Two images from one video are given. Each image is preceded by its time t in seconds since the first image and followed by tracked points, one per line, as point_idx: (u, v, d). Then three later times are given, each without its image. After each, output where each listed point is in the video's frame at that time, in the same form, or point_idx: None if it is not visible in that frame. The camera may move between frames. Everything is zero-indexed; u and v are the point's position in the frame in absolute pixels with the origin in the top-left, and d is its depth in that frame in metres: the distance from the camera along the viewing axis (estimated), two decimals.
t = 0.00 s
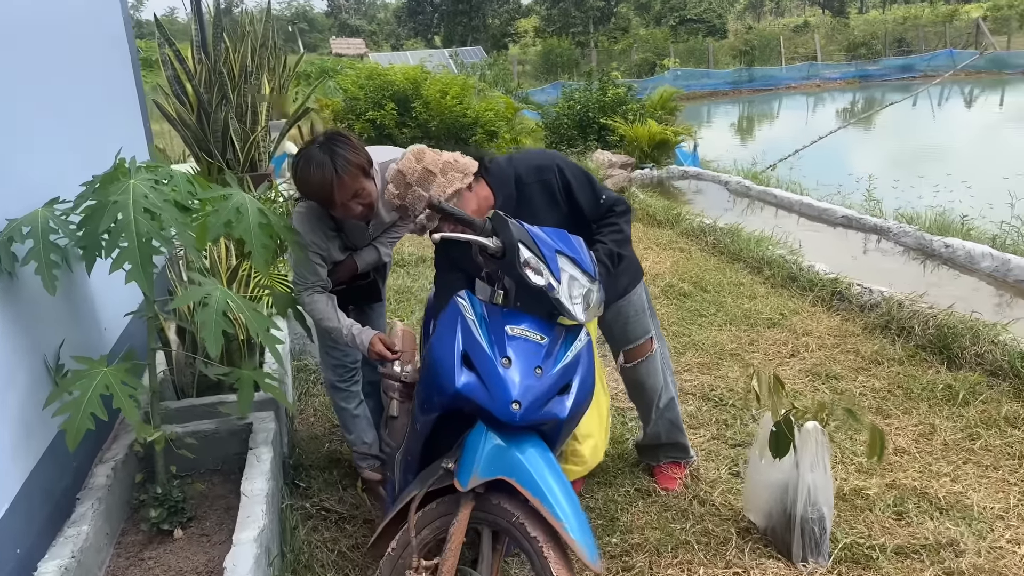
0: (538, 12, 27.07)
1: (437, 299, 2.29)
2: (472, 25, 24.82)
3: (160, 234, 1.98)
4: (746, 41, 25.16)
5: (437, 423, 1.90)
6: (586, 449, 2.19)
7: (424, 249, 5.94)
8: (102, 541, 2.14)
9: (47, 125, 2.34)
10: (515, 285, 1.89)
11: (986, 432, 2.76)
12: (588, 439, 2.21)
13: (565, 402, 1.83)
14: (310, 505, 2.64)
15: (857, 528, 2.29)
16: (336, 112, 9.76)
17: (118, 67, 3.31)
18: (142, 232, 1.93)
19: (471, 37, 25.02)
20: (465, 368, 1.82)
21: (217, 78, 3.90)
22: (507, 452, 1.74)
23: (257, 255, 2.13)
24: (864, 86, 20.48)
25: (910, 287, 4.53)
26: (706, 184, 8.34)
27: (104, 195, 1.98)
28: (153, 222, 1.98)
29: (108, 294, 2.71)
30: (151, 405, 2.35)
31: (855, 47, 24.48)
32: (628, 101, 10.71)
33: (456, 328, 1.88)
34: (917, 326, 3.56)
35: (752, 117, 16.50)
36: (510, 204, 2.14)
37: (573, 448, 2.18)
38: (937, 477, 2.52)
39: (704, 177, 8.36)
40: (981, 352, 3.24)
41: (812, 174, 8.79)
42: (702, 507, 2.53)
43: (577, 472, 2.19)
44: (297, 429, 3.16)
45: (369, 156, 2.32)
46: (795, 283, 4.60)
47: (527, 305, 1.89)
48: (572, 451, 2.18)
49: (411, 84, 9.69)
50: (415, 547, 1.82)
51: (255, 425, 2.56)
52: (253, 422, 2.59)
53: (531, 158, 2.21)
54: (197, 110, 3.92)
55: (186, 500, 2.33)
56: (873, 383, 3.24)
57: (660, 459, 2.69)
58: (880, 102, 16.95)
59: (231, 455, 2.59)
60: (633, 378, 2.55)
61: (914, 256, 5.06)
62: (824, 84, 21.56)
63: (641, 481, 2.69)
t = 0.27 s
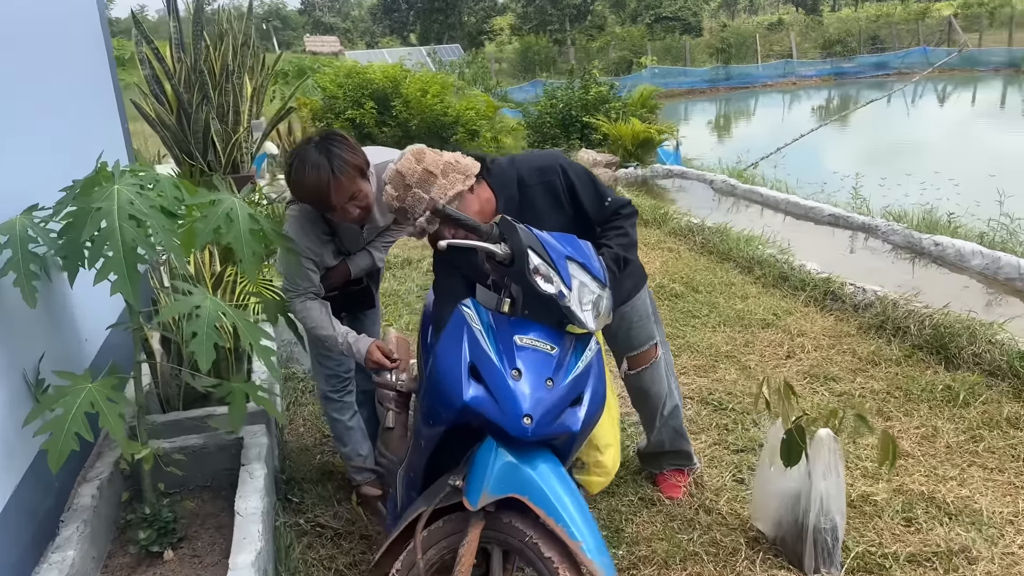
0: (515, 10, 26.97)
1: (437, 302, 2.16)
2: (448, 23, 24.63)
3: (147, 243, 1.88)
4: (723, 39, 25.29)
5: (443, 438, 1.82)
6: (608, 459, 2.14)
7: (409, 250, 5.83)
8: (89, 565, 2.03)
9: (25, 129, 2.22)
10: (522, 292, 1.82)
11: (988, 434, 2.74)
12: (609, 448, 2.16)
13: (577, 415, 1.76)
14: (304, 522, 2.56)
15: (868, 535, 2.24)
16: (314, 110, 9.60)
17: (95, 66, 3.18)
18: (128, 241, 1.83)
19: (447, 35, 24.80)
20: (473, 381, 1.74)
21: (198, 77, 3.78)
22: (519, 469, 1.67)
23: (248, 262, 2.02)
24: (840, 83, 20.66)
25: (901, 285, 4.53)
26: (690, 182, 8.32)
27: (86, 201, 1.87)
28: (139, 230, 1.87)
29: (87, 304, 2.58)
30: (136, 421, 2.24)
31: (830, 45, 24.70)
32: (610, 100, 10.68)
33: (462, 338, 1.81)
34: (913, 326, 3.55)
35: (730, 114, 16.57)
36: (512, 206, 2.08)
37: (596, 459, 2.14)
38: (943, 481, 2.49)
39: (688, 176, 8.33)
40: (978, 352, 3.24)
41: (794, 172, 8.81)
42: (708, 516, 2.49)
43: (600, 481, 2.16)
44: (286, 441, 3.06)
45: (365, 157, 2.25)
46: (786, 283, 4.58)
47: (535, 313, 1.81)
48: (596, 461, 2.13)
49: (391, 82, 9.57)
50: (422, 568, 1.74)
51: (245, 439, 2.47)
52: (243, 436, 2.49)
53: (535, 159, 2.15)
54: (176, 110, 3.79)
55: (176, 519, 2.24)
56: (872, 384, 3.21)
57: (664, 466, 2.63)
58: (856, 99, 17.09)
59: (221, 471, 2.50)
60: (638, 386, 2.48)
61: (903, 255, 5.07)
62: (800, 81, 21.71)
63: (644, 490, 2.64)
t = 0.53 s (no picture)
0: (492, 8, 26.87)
1: (437, 302, 2.10)
2: (426, 21, 24.35)
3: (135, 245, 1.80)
4: (701, 36, 25.40)
5: (447, 443, 1.75)
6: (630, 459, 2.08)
7: (394, 250, 5.75)
8: None
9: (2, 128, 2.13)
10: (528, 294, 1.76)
11: (986, 430, 2.76)
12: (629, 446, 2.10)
13: (586, 418, 1.71)
14: (299, 530, 2.50)
15: (873, 535, 2.23)
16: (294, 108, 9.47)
17: (73, 62, 3.07)
18: (116, 243, 1.75)
19: (425, 33, 24.57)
20: (479, 384, 1.67)
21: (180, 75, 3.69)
22: (528, 474, 1.62)
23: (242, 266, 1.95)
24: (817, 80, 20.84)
25: (890, 281, 4.55)
26: (674, 179, 8.33)
27: (71, 202, 1.79)
28: (127, 231, 1.79)
29: (69, 309, 2.49)
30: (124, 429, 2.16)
31: (807, 42, 24.91)
32: (592, 97, 10.66)
33: (466, 340, 1.73)
34: (905, 322, 3.56)
35: (709, 111, 16.63)
36: (513, 206, 2.01)
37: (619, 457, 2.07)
38: (944, 478, 2.49)
39: (673, 173, 8.34)
40: (971, 347, 3.27)
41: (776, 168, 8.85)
42: (711, 518, 2.47)
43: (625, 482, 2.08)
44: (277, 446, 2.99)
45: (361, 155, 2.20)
46: (775, 279, 4.57)
47: (541, 314, 1.76)
48: (619, 459, 2.06)
49: (371, 80, 9.46)
50: None
51: (237, 446, 2.40)
52: (235, 443, 2.42)
53: (534, 158, 2.10)
54: (157, 108, 3.69)
55: (167, 530, 2.18)
56: (867, 381, 3.21)
57: (664, 467, 2.60)
58: (833, 96, 17.25)
59: (213, 479, 2.43)
60: (638, 387, 2.44)
61: (889, 250, 5.10)
62: (777, 79, 21.88)
63: (645, 491, 2.61)
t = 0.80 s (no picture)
0: (473, 6, 26.78)
1: (432, 302, 2.05)
2: (405, 19, 24.14)
3: (128, 243, 1.76)
4: (681, 34, 25.50)
5: (447, 444, 1.71)
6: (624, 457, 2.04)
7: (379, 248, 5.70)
8: None
9: None
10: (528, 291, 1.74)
11: (978, 422, 2.80)
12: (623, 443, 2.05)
13: (588, 416, 1.68)
14: (293, 532, 2.46)
15: (871, 530, 2.25)
16: (275, 106, 9.37)
17: (55, 58, 3.00)
18: (108, 242, 1.71)
19: (405, 31, 24.39)
20: (480, 383, 1.63)
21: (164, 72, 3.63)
22: (531, 474, 1.59)
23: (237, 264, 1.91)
24: (797, 77, 20.99)
25: (877, 275, 4.58)
26: (659, 176, 8.35)
27: (60, 200, 1.74)
28: (119, 229, 1.75)
29: (54, 310, 2.44)
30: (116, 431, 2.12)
31: (786, 40, 25.08)
32: (576, 94, 10.65)
33: (466, 339, 1.70)
34: (895, 317, 3.59)
35: (690, 109, 16.69)
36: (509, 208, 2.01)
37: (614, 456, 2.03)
38: (939, 470, 2.52)
39: (658, 170, 8.36)
40: (961, 341, 3.31)
41: (760, 164, 8.89)
42: (708, 514, 2.47)
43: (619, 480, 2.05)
44: (268, 448, 2.94)
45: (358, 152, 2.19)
46: (764, 275, 4.59)
47: (541, 311, 1.72)
48: (614, 458, 2.04)
49: (354, 77, 9.38)
50: None
51: (230, 448, 2.37)
52: (228, 445, 2.38)
53: (532, 158, 2.08)
54: (141, 106, 3.62)
55: (162, 535, 2.12)
56: (858, 375, 3.24)
57: (659, 463, 2.60)
58: (813, 93, 17.38)
59: (205, 481, 2.39)
60: (633, 383, 2.44)
61: (875, 245, 5.15)
62: (757, 75, 22.01)
63: (641, 489, 2.60)
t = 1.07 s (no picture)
0: (455, 4, 26.69)
1: (423, 306, 2.05)
2: (389, 17, 23.95)
3: (115, 244, 1.74)
4: (664, 32, 25.58)
5: (440, 443, 1.69)
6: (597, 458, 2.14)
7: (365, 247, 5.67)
8: None
9: None
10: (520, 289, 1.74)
11: (965, 418, 2.89)
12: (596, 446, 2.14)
13: (581, 414, 1.67)
14: (283, 533, 2.44)
15: (860, 525, 2.32)
16: (258, 105, 9.28)
17: (36, 56, 2.95)
18: (95, 242, 1.69)
19: (388, 29, 24.20)
20: (474, 382, 1.62)
21: (150, 70, 3.58)
22: (526, 472, 1.58)
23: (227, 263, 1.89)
24: (779, 75, 21.13)
25: (862, 271, 4.62)
26: (645, 174, 8.37)
27: (47, 200, 1.72)
28: (107, 230, 1.73)
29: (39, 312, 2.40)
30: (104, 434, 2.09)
31: (768, 38, 25.23)
32: (561, 92, 10.65)
33: (459, 338, 1.68)
34: (881, 312, 3.67)
35: (673, 107, 16.75)
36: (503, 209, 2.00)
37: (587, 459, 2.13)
38: (927, 466, 2.60)
39: (643, 168, 8.39)
40: (947, 338, 3.40)
41: (744, 161, 8.95)
42: (699, 510, 2.48)
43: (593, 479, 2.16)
44: (256, 449, 2.92)
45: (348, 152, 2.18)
46: (750, 272, 4.61)
47: (535, 310, 1.71)
48: (586, 461, 2.13)
49: (338, 75, 9.31)
50: None
51: (220, 449, 2.34)
52: (218, 446, 2.36)
53: (527, 160, 2.08)
54: (125, 104, 3.57)
55: (152, 537, 2.09)
56: (846, 372, 3.29)
57: (649, 460, 2.60)
58: (795, 90, 17.51)
59: (195, 483, 2.36)
60: (623, 380, 2.44)
61: (860, 242, 5.20)
62: (740, 73, 22.12)
63: (632, 486, 2.60)
